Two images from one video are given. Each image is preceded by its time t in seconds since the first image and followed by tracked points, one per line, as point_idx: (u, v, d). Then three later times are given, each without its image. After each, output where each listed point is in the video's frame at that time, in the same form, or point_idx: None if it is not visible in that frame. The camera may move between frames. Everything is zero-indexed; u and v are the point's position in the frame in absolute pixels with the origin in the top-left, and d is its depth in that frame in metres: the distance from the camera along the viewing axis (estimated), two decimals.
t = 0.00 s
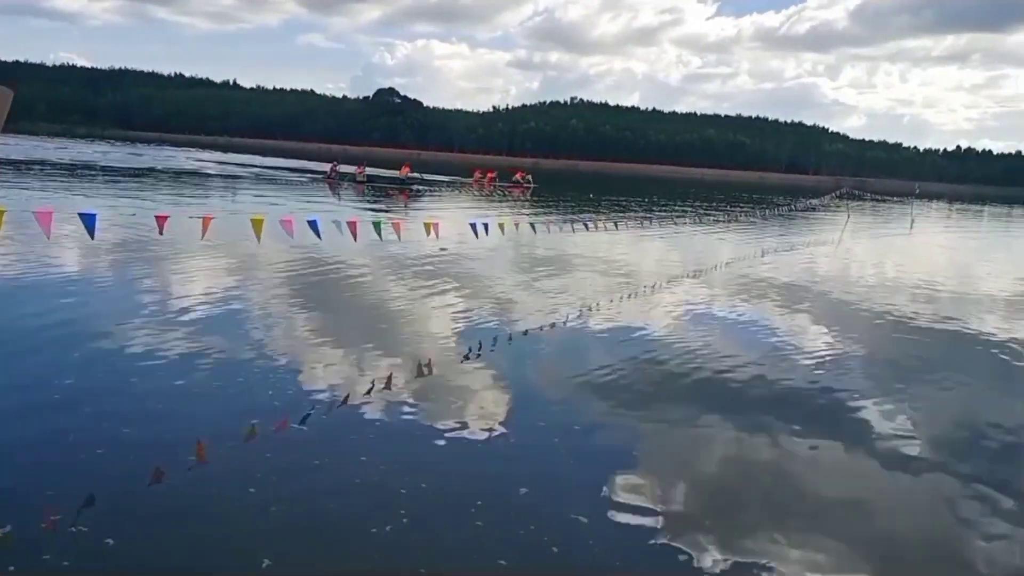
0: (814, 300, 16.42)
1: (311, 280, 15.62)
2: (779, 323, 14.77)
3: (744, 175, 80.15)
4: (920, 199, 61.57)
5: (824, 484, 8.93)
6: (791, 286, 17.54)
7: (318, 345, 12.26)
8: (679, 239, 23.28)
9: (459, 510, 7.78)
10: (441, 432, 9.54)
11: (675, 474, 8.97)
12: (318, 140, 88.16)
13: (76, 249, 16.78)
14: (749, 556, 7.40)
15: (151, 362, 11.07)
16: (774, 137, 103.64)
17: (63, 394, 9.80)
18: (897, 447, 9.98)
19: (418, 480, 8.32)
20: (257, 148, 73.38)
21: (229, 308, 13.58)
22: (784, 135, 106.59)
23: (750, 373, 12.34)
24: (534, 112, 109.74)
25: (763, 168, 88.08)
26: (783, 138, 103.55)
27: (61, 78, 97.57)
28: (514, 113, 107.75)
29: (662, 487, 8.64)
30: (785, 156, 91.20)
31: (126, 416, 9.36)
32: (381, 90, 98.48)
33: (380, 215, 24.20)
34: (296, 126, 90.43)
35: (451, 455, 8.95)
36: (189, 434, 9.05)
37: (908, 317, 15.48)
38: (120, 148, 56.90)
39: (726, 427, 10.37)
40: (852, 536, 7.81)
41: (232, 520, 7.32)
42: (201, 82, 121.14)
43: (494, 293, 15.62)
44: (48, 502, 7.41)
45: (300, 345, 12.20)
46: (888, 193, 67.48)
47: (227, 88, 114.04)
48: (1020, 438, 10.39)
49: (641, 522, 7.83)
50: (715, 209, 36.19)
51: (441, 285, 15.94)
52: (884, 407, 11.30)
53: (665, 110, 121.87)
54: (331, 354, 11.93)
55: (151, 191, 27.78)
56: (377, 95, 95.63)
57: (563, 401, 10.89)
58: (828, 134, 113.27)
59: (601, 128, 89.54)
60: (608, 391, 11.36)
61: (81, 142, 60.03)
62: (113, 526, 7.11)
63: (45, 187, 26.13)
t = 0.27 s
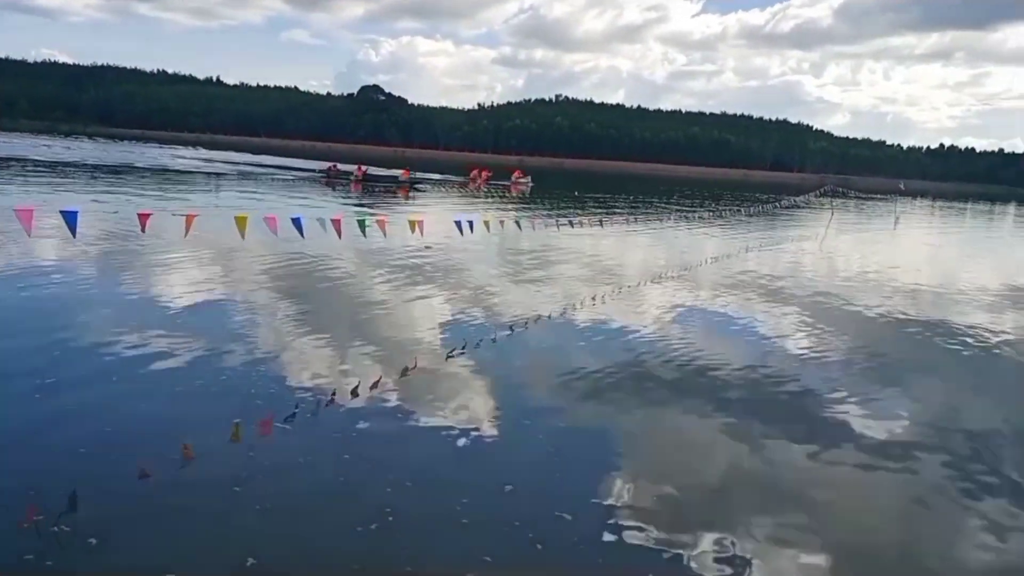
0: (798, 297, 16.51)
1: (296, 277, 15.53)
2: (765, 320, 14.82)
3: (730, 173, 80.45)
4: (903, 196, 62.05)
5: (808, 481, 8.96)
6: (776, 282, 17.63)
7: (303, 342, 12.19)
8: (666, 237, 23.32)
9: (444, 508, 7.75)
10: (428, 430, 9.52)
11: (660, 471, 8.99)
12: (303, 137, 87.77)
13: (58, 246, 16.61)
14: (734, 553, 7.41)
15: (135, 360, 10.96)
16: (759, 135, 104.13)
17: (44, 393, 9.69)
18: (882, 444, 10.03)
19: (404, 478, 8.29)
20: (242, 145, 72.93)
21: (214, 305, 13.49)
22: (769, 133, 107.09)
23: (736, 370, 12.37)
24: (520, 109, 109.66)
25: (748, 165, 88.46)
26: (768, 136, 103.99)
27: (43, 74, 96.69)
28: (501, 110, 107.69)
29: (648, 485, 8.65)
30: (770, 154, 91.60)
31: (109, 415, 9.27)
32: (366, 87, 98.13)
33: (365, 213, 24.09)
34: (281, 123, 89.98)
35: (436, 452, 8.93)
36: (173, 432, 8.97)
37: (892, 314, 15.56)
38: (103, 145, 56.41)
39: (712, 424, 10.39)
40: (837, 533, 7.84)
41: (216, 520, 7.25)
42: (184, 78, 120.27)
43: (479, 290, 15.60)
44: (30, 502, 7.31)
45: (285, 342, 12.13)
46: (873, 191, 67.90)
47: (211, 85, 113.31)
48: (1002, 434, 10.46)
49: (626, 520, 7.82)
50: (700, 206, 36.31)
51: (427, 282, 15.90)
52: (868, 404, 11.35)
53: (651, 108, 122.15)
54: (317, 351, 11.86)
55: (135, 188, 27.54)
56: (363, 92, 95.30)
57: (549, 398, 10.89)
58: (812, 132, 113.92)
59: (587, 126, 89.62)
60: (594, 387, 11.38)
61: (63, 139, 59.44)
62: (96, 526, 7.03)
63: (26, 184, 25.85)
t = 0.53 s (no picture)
0: (776, 293, 16.62)
1: (274, 275, 15.40)
2: (742, 316, 14.92)
3: (708, 170, 80.81)
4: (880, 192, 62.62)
5: (785, 477, 9.01)
6: (754, 279, 17.73)
7: (281, 341, 12.09)
8: (644, 233, 23.41)
9: (422, 507, 7.71)
10: (407, 429, 9.48)
11: (638, 469, 9.01)
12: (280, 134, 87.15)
13: (31, 244, 16.38)
14: (711, 550, 7.45)
15: (110, 359, 10.82)
16: (737, 132, 104.72)
17: (18, 393, 9.54)
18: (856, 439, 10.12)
19: (381, 477, 8.24)
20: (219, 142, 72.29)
21: (191, 303, 13.35)
22: (747, 130, 107.72)
23: (714, 366, 12.45)
24: (499, 106, 109.53)
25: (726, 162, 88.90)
26: (746, 133, 104.64)
27: (16, 70, 95.46)
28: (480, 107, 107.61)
29: (626, 482, 8.67)
30: (748, 151, 92.15)
31: (84, 415, 9.13)
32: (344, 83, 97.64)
33: (343, 210, 23.97)
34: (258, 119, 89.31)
35: (414, 452, 8.89)
36: (148, 432, 8.88)
37: (867, 311, 15.70)
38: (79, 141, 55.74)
39: (689, 421, 10.44)
40: (812, 529, 7.89)
41: (192, 521, 7.17)
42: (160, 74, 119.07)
43: (459, 288, 15.55)
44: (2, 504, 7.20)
45: (264, 341, 12.02)
46: (848, 187, 68.51)
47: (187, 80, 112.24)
48: (975, 429, 10.59)
49: (603, 517, 7.84)
50: (679, 203, 36.43)
51: (406, 280, 15.83)
52: (844, 400, 11.45)
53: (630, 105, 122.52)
54: (294, 350, 11.78)
55: (110, 185, 27.21)
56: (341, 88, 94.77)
57: (529, 396, 10.88)
58: (789, 128, 114.73)
59: (566, 123, 89.68)
60: (573, 385, 11.38)
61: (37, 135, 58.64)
62: (70, 527, 6.93)
63: None
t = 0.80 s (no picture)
0: (753, 289, 16.70)
1: (249, 272, 15.21)
2: (720, 312, 15.00)
3: (681, 167, 81.20)
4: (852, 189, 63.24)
5: (761, 472, 9.05)
6: (731, 275, 17.81)
7: (256, 339, 11.94)
8: (622, 230, 23.45)
9: (400, 506, 7.65)
10: (385, 428, 9.39)
11: (616, 466, 9.00)
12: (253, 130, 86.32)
13: None
14: (688, 543, 7.48)
15: (82, 358, 10.63)
16: (711, 129, 105.30)
17: None
18: (831, 434, 10.21)
19: (358, 477, 8.16)
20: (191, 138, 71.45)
21: (165, 300, 13.16)
22: (721, 126, 108.36)
23: (692, 362, 12.50)
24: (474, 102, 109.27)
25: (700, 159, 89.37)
26: (720, 129, 105.25)
27: None
28: (456, 103, 107.27)
29: (603, 479, 8.67)
30: (721, 148, 92.71)
31: (56, 415, 8.96)
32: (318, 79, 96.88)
33: (318, 207, 23.78)
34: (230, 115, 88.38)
35: (391, 451, 8.81)
36: (122, 431, 8.74)
37: (842, 306, 15.83)
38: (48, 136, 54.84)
39: (668, 416, 10.48)
40: (787, 522, 7.95)
41: (168, 522, 7.05)
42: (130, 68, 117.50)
43: (437, 285, 15.45)
44: None
45: (239, 339, 11.87)
46: (821, 184, 69.22)
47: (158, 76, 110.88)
48: (947, 424, 10.69)
49: (581, 515, 7.82)
50: (656, 200, 36.53)
51: (383, 277, 15.70)
52: (820, 395, 11.53)
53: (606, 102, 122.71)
54: (271, 347, 11.66)
55: (80, 182, 26.78)
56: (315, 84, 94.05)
57: (507, 394, 10.83)
58: (762, 125, 115.55)
59: (541, 119, 89.67)
60: (552, 383, 11.35)
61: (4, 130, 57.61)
62: (43, 529, 6.79)
63: None
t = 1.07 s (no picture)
0: (723, 284, 16.82)
1: (218, 268, 15.02)
2: (692, 307, 15.09)
3: (652, 163, 81.57)
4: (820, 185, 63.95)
5: (731, 466, 9.11)
6: (702, 271, 17.92)
7: (226, 336, 11.79)
8: (595, 226, 23.50)
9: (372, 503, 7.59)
10: (357, 425, 9.32)
11: (588, 461, 9.01)
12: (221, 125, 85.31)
13: None
14: (659, 537, 7.51)
15: (47, 356, 10.43)
16: (682, 125, 105.91)
17: None
18: (801, 428, 10.31)
19: (330, 474, 8.09)
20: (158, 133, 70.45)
21: (133, 297, 12.96)
22: (691, 123, 109.03)
23: (664, 357, 12.57)
24: (445, 98, 108.92)
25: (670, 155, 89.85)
26: (691, 126, 105.88)
27: None
28: (428, 99, 106.83)
29: (576, 474, 8.68)
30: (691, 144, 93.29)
31: (21, 414, 8.78)
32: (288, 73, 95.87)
33: (288, 203, 23.56)
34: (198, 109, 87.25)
35: (363, 447, 8.75)
36: (90, 430, 8.59)
37: (812, 301, 15.99)
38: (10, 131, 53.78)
39: (640, 411, 10.53)
40: (757, 515, 8.02)
41: (138, 521, 6.94)
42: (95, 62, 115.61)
43: (408, 281, 15.38)
44: None
45: (208, 336, 11.71)
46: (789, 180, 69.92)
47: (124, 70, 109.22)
48: (912, 417, 10.86)
49: (553, 510, 7.81)
50: (627, 196, 36.65)
51: (354, 273, 15.59)
52: (789, 389, 11.65)
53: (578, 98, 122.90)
54: (241, 345, 11.53)
55: (44, 178, 26.30)
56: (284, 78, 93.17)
57: (480, 390, 10.80)
58: (732, 121, 116.43)
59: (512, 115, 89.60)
60: (524, 379, 11.34)
61: None
62: (9, 530, 6.66)
63: None
